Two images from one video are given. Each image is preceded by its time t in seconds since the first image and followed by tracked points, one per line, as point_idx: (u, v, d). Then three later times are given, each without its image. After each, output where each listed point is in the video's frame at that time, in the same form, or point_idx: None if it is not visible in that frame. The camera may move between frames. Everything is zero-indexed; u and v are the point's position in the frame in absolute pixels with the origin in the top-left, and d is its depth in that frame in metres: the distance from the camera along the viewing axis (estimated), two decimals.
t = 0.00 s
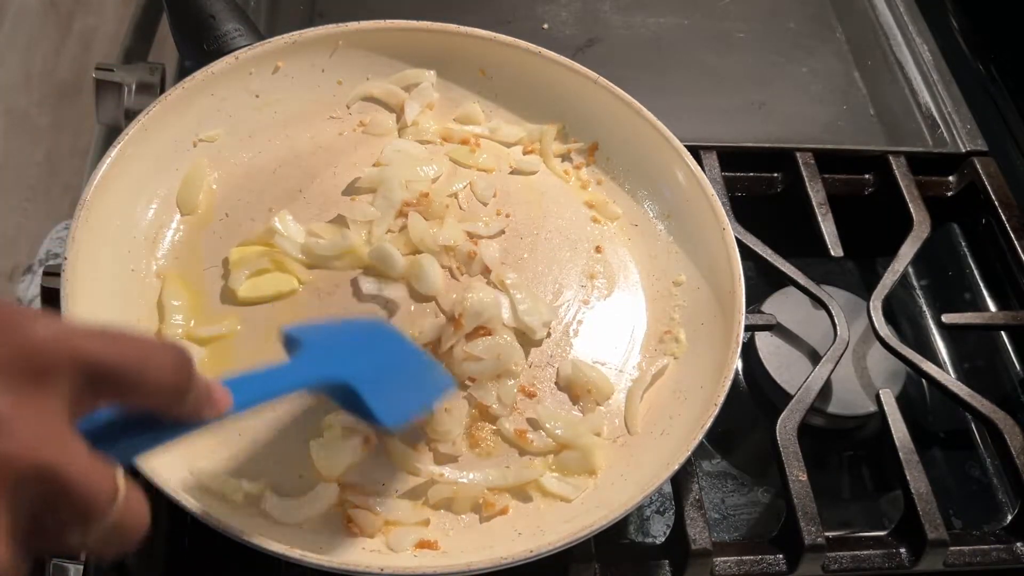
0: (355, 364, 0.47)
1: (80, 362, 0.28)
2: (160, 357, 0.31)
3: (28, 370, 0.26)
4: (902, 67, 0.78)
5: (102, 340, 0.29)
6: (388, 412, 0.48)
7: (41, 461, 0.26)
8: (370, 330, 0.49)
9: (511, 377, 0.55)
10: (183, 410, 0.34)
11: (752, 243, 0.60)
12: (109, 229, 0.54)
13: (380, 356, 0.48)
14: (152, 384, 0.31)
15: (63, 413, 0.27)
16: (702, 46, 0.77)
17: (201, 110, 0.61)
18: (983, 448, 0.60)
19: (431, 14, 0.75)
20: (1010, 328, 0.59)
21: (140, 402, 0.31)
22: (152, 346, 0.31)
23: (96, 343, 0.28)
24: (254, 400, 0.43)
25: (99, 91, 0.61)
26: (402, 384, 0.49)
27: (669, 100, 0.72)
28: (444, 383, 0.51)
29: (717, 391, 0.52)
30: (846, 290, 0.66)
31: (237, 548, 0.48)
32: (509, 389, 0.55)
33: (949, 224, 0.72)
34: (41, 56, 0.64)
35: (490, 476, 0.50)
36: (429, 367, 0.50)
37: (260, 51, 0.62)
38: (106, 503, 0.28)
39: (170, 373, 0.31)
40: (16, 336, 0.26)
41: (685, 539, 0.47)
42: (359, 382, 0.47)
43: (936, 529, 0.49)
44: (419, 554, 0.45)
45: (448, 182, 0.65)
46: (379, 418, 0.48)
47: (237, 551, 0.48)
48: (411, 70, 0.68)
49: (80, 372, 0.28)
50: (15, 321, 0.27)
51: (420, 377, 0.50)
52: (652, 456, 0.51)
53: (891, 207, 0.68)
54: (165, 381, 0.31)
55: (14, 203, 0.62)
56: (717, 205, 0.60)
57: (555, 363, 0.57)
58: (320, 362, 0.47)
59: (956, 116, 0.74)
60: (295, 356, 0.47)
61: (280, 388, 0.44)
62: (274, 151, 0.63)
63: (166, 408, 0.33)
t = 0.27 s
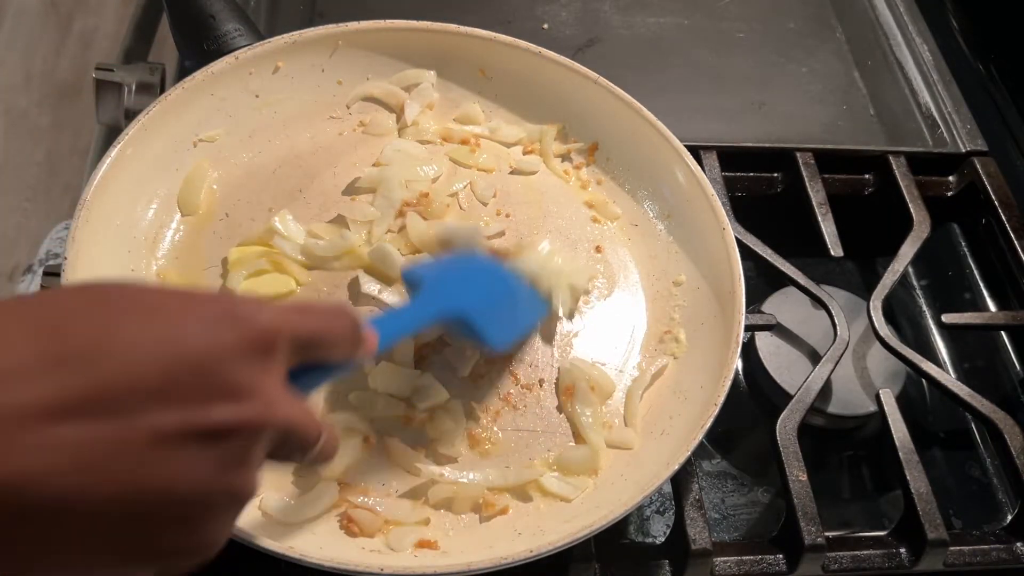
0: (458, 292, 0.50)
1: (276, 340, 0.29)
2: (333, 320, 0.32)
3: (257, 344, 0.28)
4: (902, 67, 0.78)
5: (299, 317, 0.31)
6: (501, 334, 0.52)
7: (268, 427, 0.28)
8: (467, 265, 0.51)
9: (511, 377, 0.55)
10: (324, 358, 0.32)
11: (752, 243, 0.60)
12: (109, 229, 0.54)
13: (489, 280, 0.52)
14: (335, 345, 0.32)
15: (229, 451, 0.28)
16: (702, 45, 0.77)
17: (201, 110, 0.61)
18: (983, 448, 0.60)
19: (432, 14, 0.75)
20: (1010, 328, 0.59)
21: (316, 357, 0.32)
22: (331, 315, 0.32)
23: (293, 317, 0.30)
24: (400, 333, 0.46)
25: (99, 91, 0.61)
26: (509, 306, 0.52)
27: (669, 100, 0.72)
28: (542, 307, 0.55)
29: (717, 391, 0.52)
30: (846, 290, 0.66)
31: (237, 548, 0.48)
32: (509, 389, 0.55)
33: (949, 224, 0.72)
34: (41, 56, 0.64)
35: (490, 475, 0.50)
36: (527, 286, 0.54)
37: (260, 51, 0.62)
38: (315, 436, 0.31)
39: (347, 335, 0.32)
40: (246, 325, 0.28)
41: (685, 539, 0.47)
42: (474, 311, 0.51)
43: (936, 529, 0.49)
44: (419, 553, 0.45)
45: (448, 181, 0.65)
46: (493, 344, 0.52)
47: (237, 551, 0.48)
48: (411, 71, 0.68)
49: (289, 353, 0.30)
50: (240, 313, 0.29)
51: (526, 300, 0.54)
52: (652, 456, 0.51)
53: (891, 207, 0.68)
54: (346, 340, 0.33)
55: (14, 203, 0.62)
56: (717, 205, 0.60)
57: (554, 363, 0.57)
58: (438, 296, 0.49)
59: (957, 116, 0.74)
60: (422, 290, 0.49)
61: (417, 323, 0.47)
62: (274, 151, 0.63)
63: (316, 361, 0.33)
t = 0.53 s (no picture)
0: (379, 183, 0.55)
1: (251, 163, 0.34)
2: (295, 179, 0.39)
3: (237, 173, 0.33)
4: (902, 67, 0.78)
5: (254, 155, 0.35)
6: (415, 221, 0.58)
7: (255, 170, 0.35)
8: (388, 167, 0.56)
9: (511, 378, 0.55)
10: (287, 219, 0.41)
11: (752, 243, 0.60)
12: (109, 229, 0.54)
13: (393, 177, 0.57)
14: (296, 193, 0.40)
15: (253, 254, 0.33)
16: (702, 45, 0.77)
17: (201, 110, 0.61)
18: (983, 448, 0.60)
19: (432, 14, 0.75)
20: (1010, 328, 0.59)
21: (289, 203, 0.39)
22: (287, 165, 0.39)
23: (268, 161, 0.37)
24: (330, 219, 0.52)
25: (99, 90, 0.61)
26: (412, 198, 0.58)
27: (669, 100, 0.72)
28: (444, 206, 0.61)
29: (717, 391, 0.52)
30: (846, 290, 0.66)
31: (237, 547, 0.48)
32: (509, 389, 0.55)
33: (949, 224, 0.72)
34: (41, 56, 0.64)
35: (490, 475, 0.50)
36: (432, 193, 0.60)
37: (260, 51, 0.62)
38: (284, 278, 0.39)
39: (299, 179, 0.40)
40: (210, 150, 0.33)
41: (685, 539, 0.47)
42: (381, 198, 0.56)
43: (936, 529, 0.49)
44: (418, 553, 0.45)
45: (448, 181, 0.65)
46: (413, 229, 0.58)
47: (237, 550, 0.48)
48: (411, 71, 0.68)
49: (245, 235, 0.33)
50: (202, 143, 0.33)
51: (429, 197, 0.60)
52: (653, 455, 0.51)
53: (891, 207, 0.68)
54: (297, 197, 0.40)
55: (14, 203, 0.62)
56: (717, 204, 0.60)
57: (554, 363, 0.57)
58: (347, 189, 0.53)
59: (957, 116, 0.74)
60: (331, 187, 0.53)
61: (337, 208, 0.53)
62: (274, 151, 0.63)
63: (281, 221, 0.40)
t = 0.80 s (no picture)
0: (465, 130, 0.63)
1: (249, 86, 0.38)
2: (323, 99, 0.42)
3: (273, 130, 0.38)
4: (902, 67, 0.78)
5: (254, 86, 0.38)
6: (491, 166, 0.65)
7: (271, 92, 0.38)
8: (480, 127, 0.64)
9: (511, 378, 0.55)
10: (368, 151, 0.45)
11: (752, 243, 0.60)
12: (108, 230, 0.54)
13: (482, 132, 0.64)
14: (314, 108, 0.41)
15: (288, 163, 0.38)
16: (702, 45, 0.77)
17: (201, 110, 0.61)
18: (984, 448, 0.60)
19: (431, 14, 0.75)
20: (1010, 328, 0.59)
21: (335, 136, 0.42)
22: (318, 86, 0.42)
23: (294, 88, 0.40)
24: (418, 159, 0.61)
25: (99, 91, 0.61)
26: (492, 144, 0.65)
27: (669, 100, 0.72)
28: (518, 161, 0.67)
29: (717, 391, 0.52)
30: (846, 290, 0.66)
31: (237, 547, 0.48)
32: (508, 389, 0.55)
33: (949, 224, 0.72)
34: (42, 56, 0.64)
35: (490, 475, 0.50)
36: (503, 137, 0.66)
37: (261, 51, 0.62)
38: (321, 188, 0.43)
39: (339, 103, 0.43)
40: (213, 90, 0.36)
41: (685, 539, 0.47)
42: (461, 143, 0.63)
43: (936, 529, 0.49)
44: (417, 554, 0.45)
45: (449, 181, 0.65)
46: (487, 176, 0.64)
47: (237, 550, 0.48)
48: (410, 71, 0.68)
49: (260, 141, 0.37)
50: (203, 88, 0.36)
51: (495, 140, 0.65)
52: (653, 455, 0.51)
53: (891, 207, 0.68)
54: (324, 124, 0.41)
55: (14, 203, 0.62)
56: (717, 204, 0.60)
57: (554, 363, 0.57)
58: (440, 134, 0.61)
59: (957, 116, 0.74)
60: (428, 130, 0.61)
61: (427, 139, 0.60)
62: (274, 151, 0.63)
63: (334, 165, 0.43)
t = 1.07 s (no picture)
0: (529, 300, 0.56)
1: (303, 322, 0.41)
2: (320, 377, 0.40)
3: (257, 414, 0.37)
4: (902, 67, 0.78)
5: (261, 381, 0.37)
6: (554, 347, 0.57)
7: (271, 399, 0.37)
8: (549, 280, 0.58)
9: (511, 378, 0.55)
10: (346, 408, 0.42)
11: (752, 243, 0.60)
12: (109, 229, 0.54)
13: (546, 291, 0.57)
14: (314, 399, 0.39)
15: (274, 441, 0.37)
16: (702, 45, 0.77)
17: (201, 110, 0.61)
18: (984, 448, 0.60)
19: (432, 14, 0.75)
20: (1010, 328, 0.59)
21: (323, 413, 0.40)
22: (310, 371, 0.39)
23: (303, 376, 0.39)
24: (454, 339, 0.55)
25: (99, 90, 0.61)
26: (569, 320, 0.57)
27: (669, 100, 0.72)
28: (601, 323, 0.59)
29: (717, 391, 0.52)
30: (846, 290, 0.66)
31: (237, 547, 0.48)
32: (509, 389, 0.55)
33: (949, 224, 0.72)
34: (41, 56, 0.64)
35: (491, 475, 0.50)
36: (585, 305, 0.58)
37: (260, 51, 0.62)
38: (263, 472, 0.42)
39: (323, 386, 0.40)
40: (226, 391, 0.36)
41: (685, 539, 0.47)
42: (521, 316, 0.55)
43: (936, 529, 0.49)
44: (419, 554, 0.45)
45: (449, 182, 0.65)
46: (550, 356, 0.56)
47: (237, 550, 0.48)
48: (410, 71, 0.68)
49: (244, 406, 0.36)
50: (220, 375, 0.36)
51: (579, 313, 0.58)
52: (652, 456, 0.51)
53: (891, 206, 0.68)
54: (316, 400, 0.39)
55: (14, 202, 0.62)
56: (717, 204, 0.60)
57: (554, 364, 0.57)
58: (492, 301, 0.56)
59: (957, 116, 0.74)
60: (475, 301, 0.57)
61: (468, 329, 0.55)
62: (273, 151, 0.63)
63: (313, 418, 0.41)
